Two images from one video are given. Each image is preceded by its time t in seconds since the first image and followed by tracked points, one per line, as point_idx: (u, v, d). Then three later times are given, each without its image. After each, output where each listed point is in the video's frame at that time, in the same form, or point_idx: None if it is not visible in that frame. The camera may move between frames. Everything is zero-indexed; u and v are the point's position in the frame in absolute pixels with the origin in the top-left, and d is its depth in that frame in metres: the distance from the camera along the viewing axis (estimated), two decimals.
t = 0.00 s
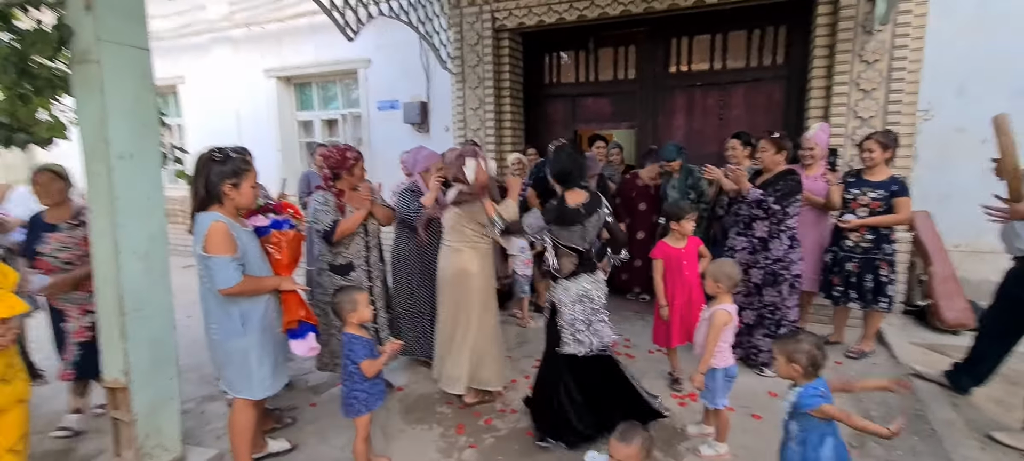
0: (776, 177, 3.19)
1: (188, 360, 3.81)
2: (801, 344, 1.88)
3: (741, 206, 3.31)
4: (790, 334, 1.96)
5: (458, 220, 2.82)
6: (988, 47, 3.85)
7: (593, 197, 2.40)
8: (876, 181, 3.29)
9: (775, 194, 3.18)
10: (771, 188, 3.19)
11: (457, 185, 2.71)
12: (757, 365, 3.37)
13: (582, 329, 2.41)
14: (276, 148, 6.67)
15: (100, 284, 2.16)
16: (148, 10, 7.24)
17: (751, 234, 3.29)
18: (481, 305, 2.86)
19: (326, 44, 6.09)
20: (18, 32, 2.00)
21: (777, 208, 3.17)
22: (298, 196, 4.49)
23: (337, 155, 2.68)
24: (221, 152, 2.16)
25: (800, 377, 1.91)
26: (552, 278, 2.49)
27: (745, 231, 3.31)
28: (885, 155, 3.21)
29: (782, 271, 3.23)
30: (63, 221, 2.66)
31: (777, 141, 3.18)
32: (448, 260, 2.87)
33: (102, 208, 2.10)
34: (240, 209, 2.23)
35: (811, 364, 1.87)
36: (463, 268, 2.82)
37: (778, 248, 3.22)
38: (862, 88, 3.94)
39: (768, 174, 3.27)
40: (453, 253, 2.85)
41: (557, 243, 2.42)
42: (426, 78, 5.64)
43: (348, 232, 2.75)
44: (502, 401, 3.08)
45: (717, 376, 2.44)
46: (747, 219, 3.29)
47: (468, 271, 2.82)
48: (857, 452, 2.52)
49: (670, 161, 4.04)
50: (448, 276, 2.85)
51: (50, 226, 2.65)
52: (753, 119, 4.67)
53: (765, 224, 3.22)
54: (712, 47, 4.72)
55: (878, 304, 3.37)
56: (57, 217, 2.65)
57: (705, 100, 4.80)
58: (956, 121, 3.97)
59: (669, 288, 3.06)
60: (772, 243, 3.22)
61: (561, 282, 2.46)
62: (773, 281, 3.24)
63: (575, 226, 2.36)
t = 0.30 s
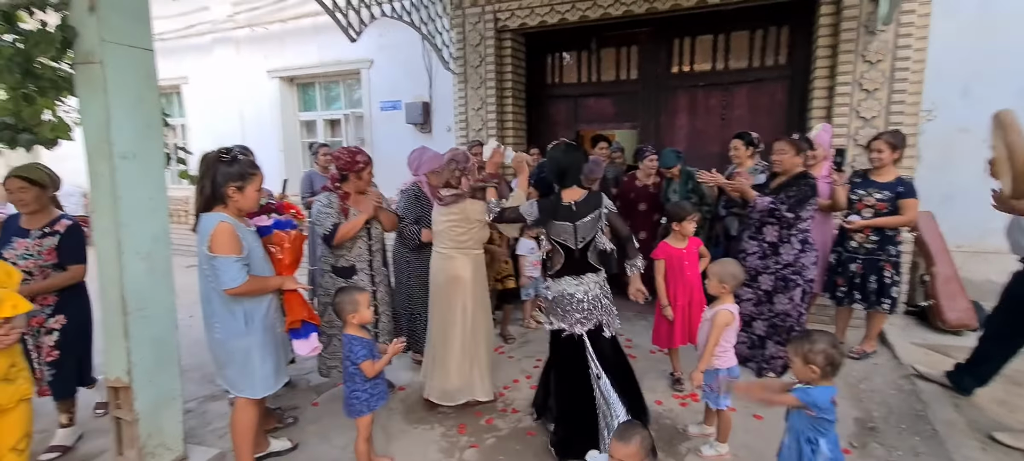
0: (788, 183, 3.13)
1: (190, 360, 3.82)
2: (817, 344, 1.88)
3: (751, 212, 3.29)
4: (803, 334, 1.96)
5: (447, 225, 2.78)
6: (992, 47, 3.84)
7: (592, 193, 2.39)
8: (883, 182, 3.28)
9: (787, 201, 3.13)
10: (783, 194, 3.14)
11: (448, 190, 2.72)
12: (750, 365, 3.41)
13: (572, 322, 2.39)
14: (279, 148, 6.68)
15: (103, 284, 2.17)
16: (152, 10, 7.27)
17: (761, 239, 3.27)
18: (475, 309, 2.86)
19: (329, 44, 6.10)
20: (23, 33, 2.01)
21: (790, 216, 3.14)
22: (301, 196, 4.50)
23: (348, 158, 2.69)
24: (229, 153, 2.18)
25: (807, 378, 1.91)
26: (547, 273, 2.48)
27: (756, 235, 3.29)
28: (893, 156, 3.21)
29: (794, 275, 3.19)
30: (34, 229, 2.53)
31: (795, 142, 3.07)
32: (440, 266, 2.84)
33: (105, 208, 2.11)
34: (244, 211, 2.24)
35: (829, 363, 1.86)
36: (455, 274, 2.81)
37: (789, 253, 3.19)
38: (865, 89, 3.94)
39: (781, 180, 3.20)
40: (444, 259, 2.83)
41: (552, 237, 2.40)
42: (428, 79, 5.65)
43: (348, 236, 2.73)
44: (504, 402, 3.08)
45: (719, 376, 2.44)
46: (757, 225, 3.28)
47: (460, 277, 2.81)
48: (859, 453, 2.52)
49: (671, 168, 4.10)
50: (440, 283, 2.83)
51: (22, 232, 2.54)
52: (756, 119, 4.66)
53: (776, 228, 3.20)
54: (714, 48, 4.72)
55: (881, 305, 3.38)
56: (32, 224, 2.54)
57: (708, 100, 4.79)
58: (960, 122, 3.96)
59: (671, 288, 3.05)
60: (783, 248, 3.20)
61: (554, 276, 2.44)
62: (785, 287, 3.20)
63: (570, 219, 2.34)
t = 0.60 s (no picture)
0: (799, 181, 3.06)
1: (195, 359, 3.84)
2: (824, 345, 1.87)
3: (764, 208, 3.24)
4: (812, 335, 1.95)
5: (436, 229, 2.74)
6: (999, 47, 3.81)
7: (584, 196, 2.33)
8: (893, 183, 3.26)
9: (799, 197, 3.06)
10: (795, 191, 3.07)
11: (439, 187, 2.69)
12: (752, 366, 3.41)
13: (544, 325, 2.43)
14: (283, 149, 6.70)
15: (109, 284, 2.18)
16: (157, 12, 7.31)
17: (772, 238, 3.23)
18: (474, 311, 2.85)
19: (333, 45, 6.12)
20: (29, 34, 2.03)
21: (803, 212, 3.05)
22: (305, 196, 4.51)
23: (360, 155, 2.70)
24: (231, 153, 2.17)
25: (812, 380, 1.90)
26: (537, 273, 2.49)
27: (767, 234, 3.26)
28: (904, 157, 3.18)
29: (806, 275, 3.15)
30: None
31: (809, 141, 3.03)
32: (433, 269, 2.81)
33: (111, 207, 2.13)
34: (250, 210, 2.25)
35: (835, 366, 1.85)
36: (449, 277, 2.79)
37: (801, 252, 3.14)
38: (871, 89, 3.91)
39: (792, 178, 3.15)
40: (438, 262, 2.80)
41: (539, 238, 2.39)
42: (432, 79, 5.66)
43: (366, 231, 2.78)
44: (507, 403, 3.07)
45: (725, 377, 2.43)
46: (769, 222, 3.23)
47: (455, 280, 2.79)
48: (865, 456, 2.50)
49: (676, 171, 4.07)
50: (433, 285, 2.80)
51: None
52: (760, 119, 4.65)
53: (788, 227, 3.14)
54: (718, 48, 4.70)
55: (890, 308, 3.35)
56: None
57: (712, 100, 4.78)
58: (967, 122, 3.93)
59: (675, 289, 3.04)
60: (795, 247, 3.15)
61: (538, 275, 2.48)
62: (796, 287, 3.16)
63: (556, 223, 2.31)
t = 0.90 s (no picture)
0: (799, 180, 3.12)
1: (195, 359, 3.84)
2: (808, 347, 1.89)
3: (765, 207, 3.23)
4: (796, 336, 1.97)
5: (433, 229, 2.71)
6: (1000, 46, 3.80)
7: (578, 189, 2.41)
8: (894, 183, 3.26)
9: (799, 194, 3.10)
10: (796, 189, 3.11)
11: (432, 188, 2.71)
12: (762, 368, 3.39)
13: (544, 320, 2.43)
14: (284, 149, 6.71)
15: (112, 284, 2.19)
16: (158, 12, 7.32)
17: (776, 236, 3.20)
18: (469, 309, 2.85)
19: (333, 45, 6.14)
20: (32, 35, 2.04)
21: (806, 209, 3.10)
22: (306, 196, 4.52)
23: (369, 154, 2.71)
24: (229, 153, 2.18)
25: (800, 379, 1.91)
26: (533, 266, 2.47)
27: (770, 233, 3.22)
28: (905, 157, 3.18)
29: (809, 273, 3.18)
30: None
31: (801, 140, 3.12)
32: (427, 269, 2.77)
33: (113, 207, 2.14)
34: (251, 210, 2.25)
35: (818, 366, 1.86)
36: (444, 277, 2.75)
37: (803, 249, 3.16)
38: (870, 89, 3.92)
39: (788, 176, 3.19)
40: (432, 262, 2.77)
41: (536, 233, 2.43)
42: (432, 80, 5.67)
43: (370, 231, 2.81)
44: (507, 403, 3.08)
45: (725, 377, 2.43)
46: (771, 220, 3.21)
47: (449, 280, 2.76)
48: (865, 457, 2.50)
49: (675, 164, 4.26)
50: (427, 287, 2.76)
51: None
52: (760, 119, 4.65)
53: (791, 224, 3.15)
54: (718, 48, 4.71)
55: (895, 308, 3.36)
56: None
57: (712, 101, 4.78)
58: (967, 121, 3.92)
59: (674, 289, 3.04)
60: (798, 244, 3.16)
61: (534, 265, 2.47)
62: (802, 284, 3.17)
63: (552, 215, 2.35)
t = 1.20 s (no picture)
0: (802, 178, 3.07)
1: (196, 360, 3.84)
2: (830, 349, 1.84)
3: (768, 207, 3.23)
4: (814, 337, 1.91)
5: (422, 226, 2.74)
6: (1002, 46, 3.79)
7: (576, 188, 2.33)
8: (892, 183, 3.24)
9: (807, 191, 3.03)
10: (803, 187, 3.05)
11: (420, 187, 2.74)
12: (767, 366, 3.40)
13: (549, 326, 2.40)
14: (285, 149, 6.71)
15: (111, 285, 2.18)
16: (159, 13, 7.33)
17: (780, 235, 3.21)
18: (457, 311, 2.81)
19: (334, 46, 6.14)
20: (30, 35, 2.03)
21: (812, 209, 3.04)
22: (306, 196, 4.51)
23: (368, 152, 2.72)
24: (229, 152, 2.17)
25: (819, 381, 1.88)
26: (534, 271, 2.43)
27: (774, 233, 3.23)
28: (903, 157, 3.17)
29: (813, 270, 3.20)
30: None
31: (798, 143, 3.06)
32: (419, 267, 2.81)
33: (113, 207, 2.13)
34: (252, 209, 2.25)
35: (842, 368, 1.83)
36: (434, 275, 2.78)
37: (808, 248, 3.17)
38: (873, 89, 3.90)
39: (786, 179, 3.18)
40: (423, 260, 2.80)
41: (532, 235, 2.36)
42: (433, 80, 5.66)
43: (367, 228, 2.74)
44: (508, 403, 3.08)
45: (727, 378, 2.42)
46: (775, 220, 3.21)
47: (439, 277, 2.77)
48: (868, 457, 2.49)
49: (681, 161, 4.07)
50: (419, 285, 2.80)
51: None
52: (761, 119, 4.63)
53: (796, 224, 3.15)
54: (720, 48, 4.70)
55: (893, 308, 3.33)
56: None
57: (713, 101, 4.77)
58: (971, 121, 3.91)
59: (675, 289, 3.03)
60: (803, 242, 3.16)
61: (533, 275, 2.45)
62: (806, 281, 3.20)
63: (545, 218, 2.30)
